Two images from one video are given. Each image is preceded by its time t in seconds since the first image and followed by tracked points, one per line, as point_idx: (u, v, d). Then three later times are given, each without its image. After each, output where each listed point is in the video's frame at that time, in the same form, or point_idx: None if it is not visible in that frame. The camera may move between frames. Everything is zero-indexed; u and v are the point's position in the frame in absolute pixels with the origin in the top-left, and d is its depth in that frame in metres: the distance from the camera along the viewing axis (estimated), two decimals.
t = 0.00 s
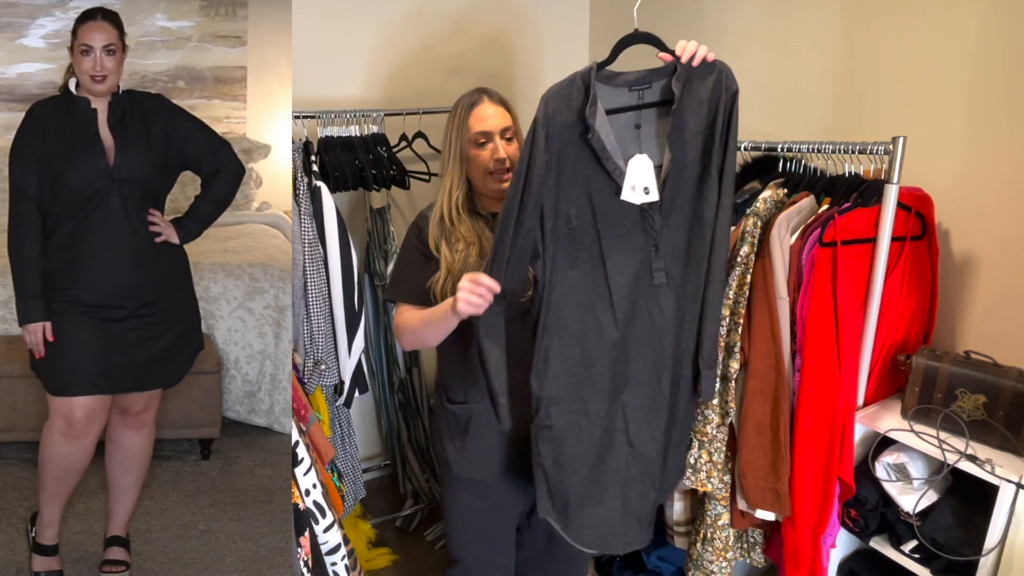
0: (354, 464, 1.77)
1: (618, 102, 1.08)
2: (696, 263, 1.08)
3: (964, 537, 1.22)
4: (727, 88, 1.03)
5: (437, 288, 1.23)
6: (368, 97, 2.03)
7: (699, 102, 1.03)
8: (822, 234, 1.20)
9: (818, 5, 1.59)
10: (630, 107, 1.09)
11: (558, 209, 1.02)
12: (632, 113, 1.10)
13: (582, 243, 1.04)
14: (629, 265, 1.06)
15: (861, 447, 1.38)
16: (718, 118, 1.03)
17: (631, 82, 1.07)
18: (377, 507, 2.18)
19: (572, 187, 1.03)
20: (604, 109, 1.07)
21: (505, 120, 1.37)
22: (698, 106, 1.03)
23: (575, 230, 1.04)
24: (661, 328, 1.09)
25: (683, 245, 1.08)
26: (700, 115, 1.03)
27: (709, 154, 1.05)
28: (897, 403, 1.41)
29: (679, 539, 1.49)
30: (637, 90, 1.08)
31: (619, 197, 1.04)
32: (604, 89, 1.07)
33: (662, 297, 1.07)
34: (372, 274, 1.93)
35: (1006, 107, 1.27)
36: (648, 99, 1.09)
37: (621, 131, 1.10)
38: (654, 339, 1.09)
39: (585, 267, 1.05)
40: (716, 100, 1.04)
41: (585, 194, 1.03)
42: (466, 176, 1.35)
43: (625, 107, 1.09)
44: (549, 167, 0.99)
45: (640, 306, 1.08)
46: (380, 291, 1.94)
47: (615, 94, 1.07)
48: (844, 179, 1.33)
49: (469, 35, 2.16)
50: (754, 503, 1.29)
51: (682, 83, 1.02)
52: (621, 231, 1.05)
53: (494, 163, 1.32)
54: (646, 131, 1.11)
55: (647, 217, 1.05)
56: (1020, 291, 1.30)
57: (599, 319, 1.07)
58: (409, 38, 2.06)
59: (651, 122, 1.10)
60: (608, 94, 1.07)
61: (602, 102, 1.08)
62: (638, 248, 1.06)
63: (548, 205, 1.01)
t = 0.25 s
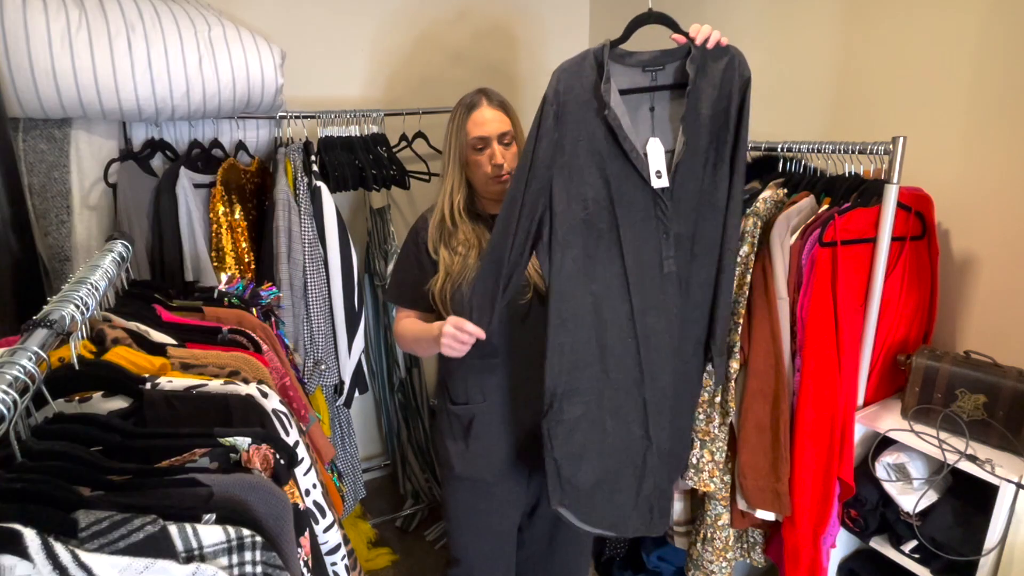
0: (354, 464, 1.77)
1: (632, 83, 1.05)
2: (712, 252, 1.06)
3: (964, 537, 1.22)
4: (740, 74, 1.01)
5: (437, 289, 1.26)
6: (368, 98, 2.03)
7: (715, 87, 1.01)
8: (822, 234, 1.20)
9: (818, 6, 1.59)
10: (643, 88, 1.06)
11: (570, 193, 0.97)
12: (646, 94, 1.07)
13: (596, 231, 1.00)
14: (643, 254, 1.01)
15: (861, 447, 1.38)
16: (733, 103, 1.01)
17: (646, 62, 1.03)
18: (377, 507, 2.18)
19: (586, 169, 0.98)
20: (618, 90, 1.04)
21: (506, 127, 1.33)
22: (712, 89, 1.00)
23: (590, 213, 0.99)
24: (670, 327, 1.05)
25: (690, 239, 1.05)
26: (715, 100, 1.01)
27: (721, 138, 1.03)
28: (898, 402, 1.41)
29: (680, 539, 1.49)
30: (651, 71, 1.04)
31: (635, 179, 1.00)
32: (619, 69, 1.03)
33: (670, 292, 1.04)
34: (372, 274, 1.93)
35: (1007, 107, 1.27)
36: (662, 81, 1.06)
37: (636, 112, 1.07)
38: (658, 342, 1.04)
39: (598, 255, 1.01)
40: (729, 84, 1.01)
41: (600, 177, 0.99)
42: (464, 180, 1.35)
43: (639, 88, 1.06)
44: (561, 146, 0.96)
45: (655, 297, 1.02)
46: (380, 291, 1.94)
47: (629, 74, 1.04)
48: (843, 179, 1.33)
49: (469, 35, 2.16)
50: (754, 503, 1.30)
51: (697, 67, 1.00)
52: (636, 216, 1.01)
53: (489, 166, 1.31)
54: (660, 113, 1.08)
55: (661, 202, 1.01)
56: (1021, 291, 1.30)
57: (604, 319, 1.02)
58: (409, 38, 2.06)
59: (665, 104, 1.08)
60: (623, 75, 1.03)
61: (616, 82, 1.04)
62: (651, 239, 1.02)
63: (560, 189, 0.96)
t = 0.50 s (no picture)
0: (354, 464, 1.77)
1: (644, 78, 1.02)
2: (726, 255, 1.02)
3: (964, 537, 1.22)
4: (756, 79, 0.98)
5: (436, 289, 1.26)
6: (369, 98, 2.03)
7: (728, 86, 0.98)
8: (822, 234, 1.20)
9: (817, 6, 1.59)
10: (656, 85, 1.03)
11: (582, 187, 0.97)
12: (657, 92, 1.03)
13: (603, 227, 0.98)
14: (643, 248, 1.00)
15: (861, 447, 1.38)
16: (746, 104, 0.98)
17: (659, 59, 1.01)
18: (377, 507, 2.18)
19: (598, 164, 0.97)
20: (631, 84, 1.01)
21: (501, 135, 1.31)
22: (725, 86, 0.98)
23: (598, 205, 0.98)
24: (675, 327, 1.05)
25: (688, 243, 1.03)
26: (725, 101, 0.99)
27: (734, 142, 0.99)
28: (897, 402, 1.41)
29: (680, 539, 1.49)
30: (665, 68, 1.02)
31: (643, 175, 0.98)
32: (632, 63, 1.01)
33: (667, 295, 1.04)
34: (372, 274, 1.93)
35: (1007, 107, 1.27)
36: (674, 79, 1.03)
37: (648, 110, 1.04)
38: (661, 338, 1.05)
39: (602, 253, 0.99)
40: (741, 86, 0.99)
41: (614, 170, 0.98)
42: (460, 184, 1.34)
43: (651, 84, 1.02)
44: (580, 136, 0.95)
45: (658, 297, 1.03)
46: (380, 291, 1.94)
47: (642, 69, 1.01)
48: (843, 179, 1.33)
49: (469, 35, 2.17)
50: (754, 503, 1.29)
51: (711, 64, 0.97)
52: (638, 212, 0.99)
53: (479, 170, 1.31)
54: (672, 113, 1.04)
55: (665, 198, 0.99)
56: (1020, 290, 1.30)
57: (605, 314, 1.02)
58: (409, 38, 2.06)
59: (676, 104, 1.04)
60: (635, 68, 1.01)
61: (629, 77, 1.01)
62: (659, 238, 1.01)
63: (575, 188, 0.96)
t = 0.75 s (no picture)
0: (354, 464, 1.77)
1: (659, 87, 1.01)
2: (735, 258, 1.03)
3: (964, 537, 1.22)
4: (788, 91, 0.96)
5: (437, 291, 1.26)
6: (369, 98, 2.04)
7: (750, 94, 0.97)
8: (822, 234, 1.20)
9: (817, 6, 1.59)
10: (673, 98, 1.02)
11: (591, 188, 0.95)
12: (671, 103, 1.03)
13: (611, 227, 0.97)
14: (647, 248, 0.99)
15: (861, 447, 1.38)
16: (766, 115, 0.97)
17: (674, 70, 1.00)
18: (377, 507, 2.18)
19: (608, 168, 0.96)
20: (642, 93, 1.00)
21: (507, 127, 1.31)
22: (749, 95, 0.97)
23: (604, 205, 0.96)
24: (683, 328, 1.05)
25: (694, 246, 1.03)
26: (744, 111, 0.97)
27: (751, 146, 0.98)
28: (898, 403, 1.41)
29: (680, 539, 1.48)
30: (680, 80, 1.01)
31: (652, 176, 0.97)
32: (645, 74, 1.00)
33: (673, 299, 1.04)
34: (372, 274, 1.92)
35: (1007, 107, 1.27)
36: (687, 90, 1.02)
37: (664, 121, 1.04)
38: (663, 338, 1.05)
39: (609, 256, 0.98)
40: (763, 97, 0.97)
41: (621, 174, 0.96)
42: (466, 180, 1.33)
43: (664, 94, 1.02)
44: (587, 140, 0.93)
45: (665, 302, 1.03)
46: (380, 291, 1.94)
47: (657, 81, 1.01)
48: (843, 179, 1.33)
49: (470, 35, 2.17)
50: (754, 503, 1.30)
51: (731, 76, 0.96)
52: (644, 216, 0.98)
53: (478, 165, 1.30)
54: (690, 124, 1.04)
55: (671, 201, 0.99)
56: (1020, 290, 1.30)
57: (608, 316, 1.01)
58: (409, 38, 2.06)
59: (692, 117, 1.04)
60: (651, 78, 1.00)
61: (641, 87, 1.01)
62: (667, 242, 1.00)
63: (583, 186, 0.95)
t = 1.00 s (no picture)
0: (354, 464, 1.77)
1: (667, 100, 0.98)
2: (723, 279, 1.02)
3: (964, 537, 1.22)
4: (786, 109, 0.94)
5: (440, 298, 1.27)
6: (369, 98, 2.04)
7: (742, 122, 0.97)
8: (822, 234, 1.20)
9: (817, 6, 1.59)
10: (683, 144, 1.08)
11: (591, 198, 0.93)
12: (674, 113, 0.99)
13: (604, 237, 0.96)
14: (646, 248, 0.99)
15: (861, 447, 1.38)
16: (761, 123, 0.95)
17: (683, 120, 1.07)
18: (377, 507, 2.18)
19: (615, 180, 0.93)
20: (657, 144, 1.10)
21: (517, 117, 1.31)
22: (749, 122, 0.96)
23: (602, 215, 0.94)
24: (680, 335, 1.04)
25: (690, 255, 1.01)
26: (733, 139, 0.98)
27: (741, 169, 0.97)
28: (898, 403, 1.41)
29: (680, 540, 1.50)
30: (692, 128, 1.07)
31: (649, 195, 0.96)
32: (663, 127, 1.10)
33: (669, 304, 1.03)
34: (372, 274, 1.92)
35: (1007, 107, 1.27)
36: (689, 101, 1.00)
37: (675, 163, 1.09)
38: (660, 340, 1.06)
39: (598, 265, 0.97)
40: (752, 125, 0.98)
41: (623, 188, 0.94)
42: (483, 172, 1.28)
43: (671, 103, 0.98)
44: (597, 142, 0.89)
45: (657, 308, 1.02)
46: (380, 291, 1.94)
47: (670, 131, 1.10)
48: (844, 179, 1.33)
49: (469, 36, 2.17)
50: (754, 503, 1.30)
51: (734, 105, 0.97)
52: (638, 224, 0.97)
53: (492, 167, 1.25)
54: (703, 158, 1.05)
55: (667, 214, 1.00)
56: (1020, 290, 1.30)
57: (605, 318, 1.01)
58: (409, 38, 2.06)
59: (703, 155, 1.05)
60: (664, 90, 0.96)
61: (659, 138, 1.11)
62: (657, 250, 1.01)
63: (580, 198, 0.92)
